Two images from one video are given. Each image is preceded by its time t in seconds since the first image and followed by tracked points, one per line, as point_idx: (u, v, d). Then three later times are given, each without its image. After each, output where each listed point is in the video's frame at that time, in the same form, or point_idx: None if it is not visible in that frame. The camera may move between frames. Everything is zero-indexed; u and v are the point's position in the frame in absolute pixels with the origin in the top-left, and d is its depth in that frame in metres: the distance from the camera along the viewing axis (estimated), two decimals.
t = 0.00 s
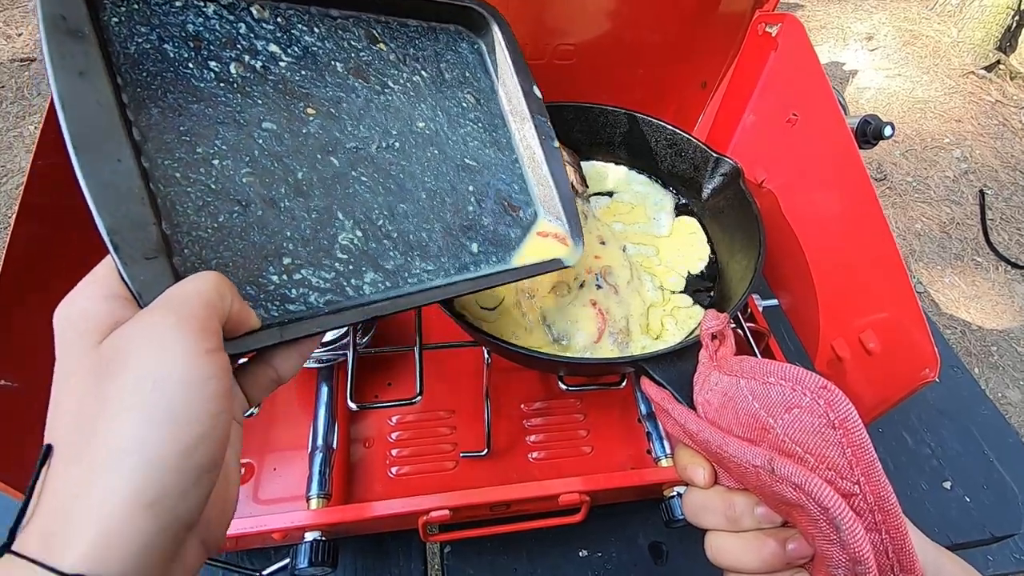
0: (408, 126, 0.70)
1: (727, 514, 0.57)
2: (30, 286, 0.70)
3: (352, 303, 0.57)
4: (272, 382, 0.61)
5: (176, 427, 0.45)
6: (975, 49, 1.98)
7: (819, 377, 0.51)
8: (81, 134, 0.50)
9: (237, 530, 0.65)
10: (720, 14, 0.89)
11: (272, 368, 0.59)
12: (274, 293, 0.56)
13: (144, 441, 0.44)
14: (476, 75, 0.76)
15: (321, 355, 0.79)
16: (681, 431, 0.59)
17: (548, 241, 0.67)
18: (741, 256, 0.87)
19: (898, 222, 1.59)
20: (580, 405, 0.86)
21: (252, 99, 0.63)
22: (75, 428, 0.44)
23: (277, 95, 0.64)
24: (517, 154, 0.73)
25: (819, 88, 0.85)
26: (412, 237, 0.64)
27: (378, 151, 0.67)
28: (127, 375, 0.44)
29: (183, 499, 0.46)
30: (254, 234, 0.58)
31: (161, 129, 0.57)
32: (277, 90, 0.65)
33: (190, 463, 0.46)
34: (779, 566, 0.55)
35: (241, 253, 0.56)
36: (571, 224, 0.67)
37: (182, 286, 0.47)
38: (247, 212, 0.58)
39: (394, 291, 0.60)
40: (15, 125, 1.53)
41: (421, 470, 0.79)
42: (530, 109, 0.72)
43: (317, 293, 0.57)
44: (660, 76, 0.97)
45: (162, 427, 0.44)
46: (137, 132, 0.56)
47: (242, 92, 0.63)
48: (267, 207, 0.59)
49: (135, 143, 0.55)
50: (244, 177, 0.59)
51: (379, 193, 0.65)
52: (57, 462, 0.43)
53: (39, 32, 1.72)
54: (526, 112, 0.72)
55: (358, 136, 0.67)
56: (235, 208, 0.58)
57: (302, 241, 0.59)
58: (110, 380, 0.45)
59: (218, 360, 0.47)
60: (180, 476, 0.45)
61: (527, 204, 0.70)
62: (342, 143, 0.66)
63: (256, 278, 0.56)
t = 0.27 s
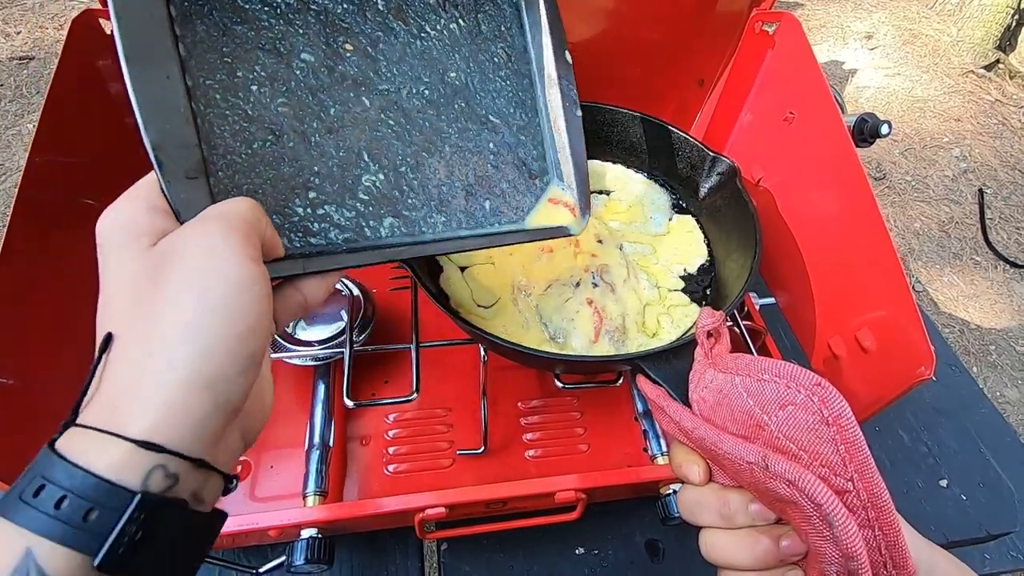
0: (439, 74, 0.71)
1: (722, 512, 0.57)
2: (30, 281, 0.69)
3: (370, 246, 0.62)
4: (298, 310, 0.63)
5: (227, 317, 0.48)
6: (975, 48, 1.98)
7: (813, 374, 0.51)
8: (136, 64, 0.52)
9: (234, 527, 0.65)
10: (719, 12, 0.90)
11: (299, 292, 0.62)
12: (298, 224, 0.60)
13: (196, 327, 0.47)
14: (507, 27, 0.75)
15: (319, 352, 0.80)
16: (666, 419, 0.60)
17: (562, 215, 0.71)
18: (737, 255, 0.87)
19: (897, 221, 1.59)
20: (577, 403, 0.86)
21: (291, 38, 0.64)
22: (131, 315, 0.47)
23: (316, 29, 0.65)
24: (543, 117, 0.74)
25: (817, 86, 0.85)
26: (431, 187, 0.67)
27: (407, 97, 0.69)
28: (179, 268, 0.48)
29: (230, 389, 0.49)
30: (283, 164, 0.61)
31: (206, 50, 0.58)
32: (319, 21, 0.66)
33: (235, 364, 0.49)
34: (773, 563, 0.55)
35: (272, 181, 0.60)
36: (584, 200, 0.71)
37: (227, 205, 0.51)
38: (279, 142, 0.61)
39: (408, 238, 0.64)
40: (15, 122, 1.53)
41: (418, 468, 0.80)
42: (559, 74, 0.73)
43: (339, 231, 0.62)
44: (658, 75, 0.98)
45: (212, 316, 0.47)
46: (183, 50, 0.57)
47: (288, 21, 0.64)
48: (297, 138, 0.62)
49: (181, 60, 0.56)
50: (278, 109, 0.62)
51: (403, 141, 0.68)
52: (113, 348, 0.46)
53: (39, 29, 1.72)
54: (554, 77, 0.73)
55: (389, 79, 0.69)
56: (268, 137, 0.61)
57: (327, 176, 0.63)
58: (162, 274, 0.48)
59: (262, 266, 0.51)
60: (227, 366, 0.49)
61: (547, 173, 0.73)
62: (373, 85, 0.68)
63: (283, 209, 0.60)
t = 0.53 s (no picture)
0: (453, 57, 0.70)
1: (717, 511, 0.57)
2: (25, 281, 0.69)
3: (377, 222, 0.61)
4: (300, 278, 0.65)
5: (223, 269, 0.49)
6: (974, 47, 1.98)
7: (809, 372, 0.50)
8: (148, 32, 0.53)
9: (228, 526, 0.65)
10: (715, 12, 0.90)
11: (301, 262, 0.65)
12: (304, 196, 0.60)
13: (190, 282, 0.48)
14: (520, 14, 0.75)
15: (314, 352, 0.79)
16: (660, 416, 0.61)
17: (572, 203, 0.68)
18: (733, 255, 0.87)
19: (895, 220, 1.59)
20: (573, 403, 0.86)
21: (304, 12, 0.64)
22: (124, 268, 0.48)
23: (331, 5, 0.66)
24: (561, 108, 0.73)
25: (814, 85, 0.85)
26: (439, 169, 0.66)
27: (420, 77, 0.68)
28: (176, 223, 0.49)
29: (220, 346, 0.50)
30: (290, 135, 0.61)
31: (218, 18, 0.59)
32: None
33: (226, 317, 0.50)
34: (768, 561, 0.55)
35: (281, 153, 0.60)
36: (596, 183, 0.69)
37: (227, 163, 0.52)
38: (288, 113, 0.61)
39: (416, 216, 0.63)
40: (12, 121, 1.53)
41: (413, 468, 0.79)
42: (576, 64, 0.72)
43: (345, 205, 0.61)
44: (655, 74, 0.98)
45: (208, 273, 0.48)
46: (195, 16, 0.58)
47: None
48: (306, 111, 0.62)
49: (193, 26, 0.57)
50: (289, 81, 0.61)
51: (413, 119, 0.67)
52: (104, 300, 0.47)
53: (37, 27, 1.72)
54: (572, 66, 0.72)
55: (404, 58, 0.68)
56: (277, 108, 0.61)
57: (336, 151, 0.62)
58: (159, 228, 0.49)
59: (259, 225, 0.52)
60: (219, 325, 0.50)
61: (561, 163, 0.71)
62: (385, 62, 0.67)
63: (289, 179, 0.60)
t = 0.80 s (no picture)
0: (464, 90, 0.67)
1: (719, 510, 0.57)
2: (26, 279, 0.69)
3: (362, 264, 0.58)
4: (273, 321, 0.59)
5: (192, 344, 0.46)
6: (975, 46, 1.98)
7: (812, 372, 0.50)
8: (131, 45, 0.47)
9: (229, 526, 0.65)
10: (715, 14, 0.90)
11: (277, 306, 0.58)
12: (286, 233, 0.55)
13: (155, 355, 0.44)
14: (535, 52, 0.73)
15: (314, 351, 0.79)
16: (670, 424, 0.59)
17: (565, 253, 0.70)
18: (735, 254, 0.86)
19: (895, 219, 1.59)
20: (574, 403, 0.86)
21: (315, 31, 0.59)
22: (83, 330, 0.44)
23: (342, 23, 0.60)
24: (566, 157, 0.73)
25: (815, 83, 0.84)
26: (432, 208, 0.64)
27: (426, 110, 0.65)
28: (145, 284, 0.45)
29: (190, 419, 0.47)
30: (281, 166, 0.56)
31: (216, 27, 0.53)
32: (346, 18, 0.61)
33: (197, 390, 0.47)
34: (771, 561, 0.55)
35: (269, 188, 0.55)
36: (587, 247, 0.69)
37: (207, 212, 0.47)
38: (281, 142, 0.56)
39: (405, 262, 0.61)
40: (12, 120, 1.52)
41: (414, 468, 0.79)
42: (588, 110, 0.72)
43: (328, 244, 0.57)
44: (656, 72, 0.98)
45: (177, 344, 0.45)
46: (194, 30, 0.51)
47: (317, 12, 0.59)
48: (302, 141, 0.57)
49: (188, 40, 0.51)
50: (286, 107, 0.56)
51: (413, 156, 0.64)
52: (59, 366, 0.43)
53: (36, 26, 1.72)
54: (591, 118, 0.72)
55: (411, 89, 0.64)
56: (268, 135, 0.55)
57: (324, 188, 0.58)
58: (128, 286, 0.45)
59: (238, 288, 0.48)
60: (190, 398, 0.47)
61: (573, 212, 0.71)
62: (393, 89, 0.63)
63: (272, 214, 0.55)
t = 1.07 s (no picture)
0: (496, 72, 0.66)
1: (721, 507, 0.57)
2: (29, 276, 0.69)
3: (378, 252, 0.58)
4: (298, 307, 0.60)
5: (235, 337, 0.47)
6: (978, 46, 1.98)
7: (815, 370, 0.50)
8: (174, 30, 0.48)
9: (233, 522, 0.65)
10: (716, 13, 0.91)
11: (304, 292, 0.59)
12: (314, 216, 0.56)
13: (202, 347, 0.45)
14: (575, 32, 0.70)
15: (317, 350, 0.80)
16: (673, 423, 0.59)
17: (575, 236, 0.68)
18: (738, 253, 0.86)
19: (897, 219, 1.59)
20: (576, 401, 0.86)
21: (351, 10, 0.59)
22: (129, 323, 0.45)
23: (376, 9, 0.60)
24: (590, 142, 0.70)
25: (818, 82, 0.85)
26: (454, 194, 0.65)
27: (457, 93, 0.65)
28: (190, 278, 0.46)
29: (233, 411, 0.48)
30: (313, 146, 0.56)
31: (255, 4, 0.53)
32: None
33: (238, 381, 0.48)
34: (773, 558, 0.55)
35: (299, 168, 0.56)
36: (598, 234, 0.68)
37: (242, 203, 0.48)
38: (313, 122, 0.56)
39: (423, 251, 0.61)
40: (15, 118, 1.53)
41: (416, 465, 0.80)
42: (616, 97, 0.68)
43: (350, 227, 0.58)
44: (659, 71, 0.98)
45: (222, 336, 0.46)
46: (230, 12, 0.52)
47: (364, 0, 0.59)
48: (334, 121, 0.58)
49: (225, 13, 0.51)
50: (318, 87, 0.57)
51: (439, 137, 0.64)
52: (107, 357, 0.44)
53: (39, 24, 1.72)
54: (616, 101, 0.68)
55: (440, 69, 0.64)
56: (302, 115, 0.56)
57: (350, 172, 0.58)
58: (172, 278, 0.46)
59: (275, 283, 0.49)
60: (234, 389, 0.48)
61: (588, 196, 0.69)
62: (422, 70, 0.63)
63: (302, 194, 0.56)
